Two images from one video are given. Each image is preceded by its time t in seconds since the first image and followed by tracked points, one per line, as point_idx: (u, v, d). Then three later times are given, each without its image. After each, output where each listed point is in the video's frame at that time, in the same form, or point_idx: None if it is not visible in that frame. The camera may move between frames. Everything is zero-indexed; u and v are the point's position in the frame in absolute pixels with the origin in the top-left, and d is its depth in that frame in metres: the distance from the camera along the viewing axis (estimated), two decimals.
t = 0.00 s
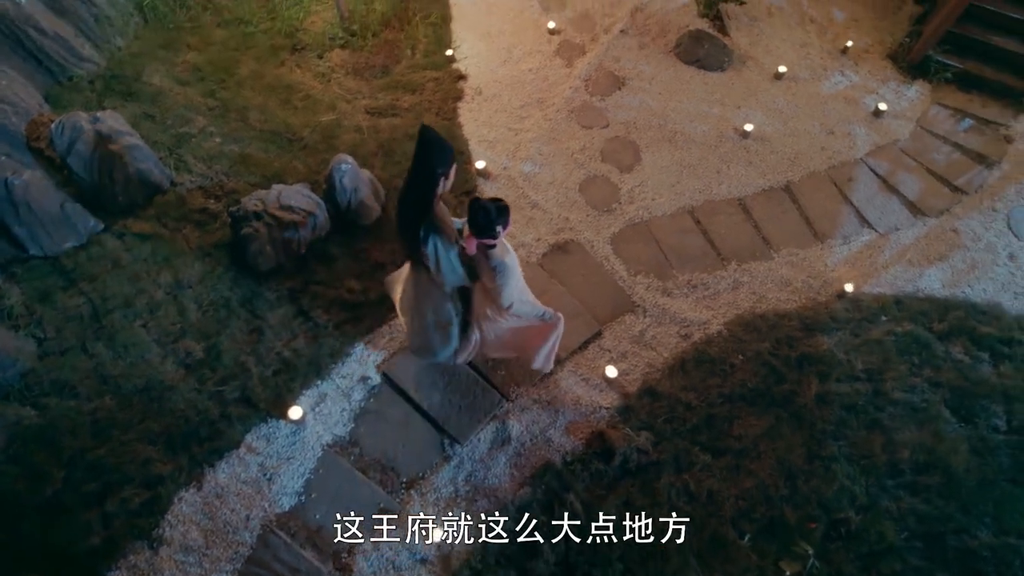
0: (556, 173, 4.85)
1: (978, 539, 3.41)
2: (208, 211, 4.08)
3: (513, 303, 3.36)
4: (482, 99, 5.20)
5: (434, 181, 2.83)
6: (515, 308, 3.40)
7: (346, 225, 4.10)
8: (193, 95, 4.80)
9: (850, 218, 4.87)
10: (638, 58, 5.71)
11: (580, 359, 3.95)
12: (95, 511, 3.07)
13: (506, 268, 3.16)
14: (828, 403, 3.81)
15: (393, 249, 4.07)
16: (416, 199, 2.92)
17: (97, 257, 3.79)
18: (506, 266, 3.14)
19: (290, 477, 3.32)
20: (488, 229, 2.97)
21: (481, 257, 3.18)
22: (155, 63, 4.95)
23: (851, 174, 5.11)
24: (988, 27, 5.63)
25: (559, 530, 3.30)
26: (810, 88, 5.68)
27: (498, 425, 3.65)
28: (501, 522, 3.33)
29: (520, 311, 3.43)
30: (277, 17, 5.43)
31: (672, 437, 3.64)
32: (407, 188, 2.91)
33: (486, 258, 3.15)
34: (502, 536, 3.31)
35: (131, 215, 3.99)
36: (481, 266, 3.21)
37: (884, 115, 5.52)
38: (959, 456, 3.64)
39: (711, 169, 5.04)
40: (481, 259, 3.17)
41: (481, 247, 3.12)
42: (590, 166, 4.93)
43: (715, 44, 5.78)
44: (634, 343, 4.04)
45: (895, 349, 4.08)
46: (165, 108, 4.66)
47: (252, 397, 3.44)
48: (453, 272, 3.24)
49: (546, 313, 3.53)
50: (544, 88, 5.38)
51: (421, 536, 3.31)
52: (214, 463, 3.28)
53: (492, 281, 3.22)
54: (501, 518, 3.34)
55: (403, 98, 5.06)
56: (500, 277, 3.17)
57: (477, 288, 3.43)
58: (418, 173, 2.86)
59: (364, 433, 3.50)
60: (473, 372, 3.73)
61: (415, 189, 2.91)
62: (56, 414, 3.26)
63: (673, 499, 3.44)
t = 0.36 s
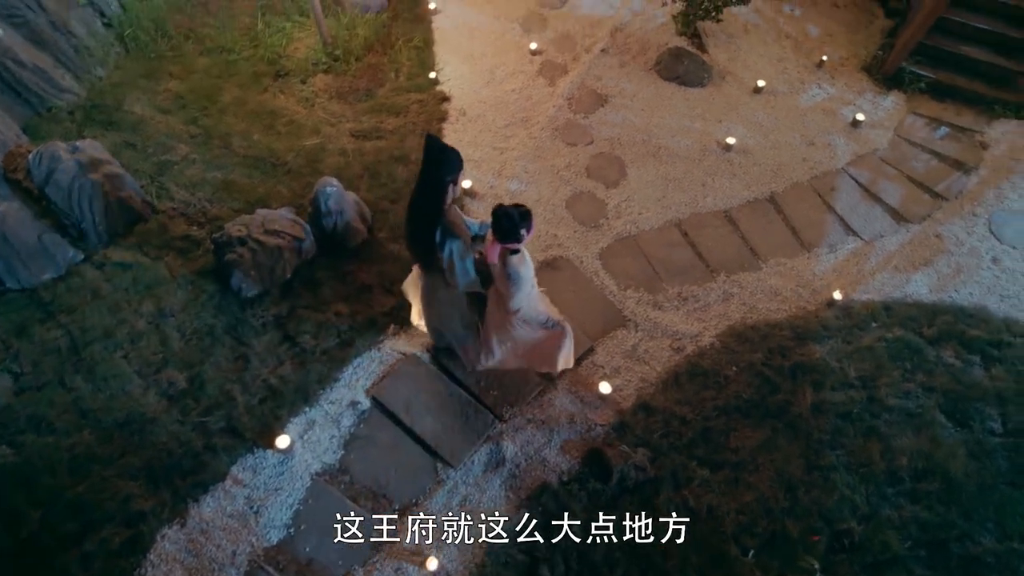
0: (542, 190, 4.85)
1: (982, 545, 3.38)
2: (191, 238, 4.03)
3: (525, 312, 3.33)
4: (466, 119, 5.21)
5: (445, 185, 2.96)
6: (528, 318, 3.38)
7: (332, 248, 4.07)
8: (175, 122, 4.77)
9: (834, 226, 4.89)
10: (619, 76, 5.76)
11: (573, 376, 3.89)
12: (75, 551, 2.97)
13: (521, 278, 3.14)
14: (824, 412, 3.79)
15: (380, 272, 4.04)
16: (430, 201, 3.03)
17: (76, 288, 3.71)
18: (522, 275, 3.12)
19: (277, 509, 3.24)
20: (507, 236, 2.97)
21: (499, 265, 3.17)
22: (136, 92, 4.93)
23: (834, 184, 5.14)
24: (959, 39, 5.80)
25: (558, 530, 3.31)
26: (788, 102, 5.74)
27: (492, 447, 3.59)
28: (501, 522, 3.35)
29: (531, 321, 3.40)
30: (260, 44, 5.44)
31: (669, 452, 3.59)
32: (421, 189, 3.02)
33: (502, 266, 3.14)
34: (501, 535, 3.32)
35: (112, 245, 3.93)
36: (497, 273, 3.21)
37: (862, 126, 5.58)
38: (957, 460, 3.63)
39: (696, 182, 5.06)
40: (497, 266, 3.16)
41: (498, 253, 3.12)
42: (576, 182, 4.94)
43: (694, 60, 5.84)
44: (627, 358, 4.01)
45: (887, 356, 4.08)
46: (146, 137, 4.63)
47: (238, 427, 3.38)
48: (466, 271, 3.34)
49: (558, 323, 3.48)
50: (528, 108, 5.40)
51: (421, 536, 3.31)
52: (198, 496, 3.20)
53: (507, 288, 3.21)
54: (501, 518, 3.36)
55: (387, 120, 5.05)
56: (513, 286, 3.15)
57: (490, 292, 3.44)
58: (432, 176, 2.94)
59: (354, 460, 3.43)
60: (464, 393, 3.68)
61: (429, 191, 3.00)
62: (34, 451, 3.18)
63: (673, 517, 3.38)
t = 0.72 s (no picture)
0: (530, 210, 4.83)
1: (987, 556, 3.34)
2: (175, 267, 3.98)
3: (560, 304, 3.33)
4: (453, 141, 5.20)
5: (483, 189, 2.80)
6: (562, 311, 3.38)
7: (319, 273, 4.02)
8: (158, 151, 4.74)
9: (821, 238, 4.91)
10: (603, 96, 5.80)
11: (568, 396, 3.83)
12: None
13: (558, 272, 3.12)
14: (822, 425, 3.75)
15: (369, 296, 3.99)
16: (467, 207, 2.87)
17: (55, 321, 3.63)
18: (558, 267, 3.09)
19: (264, 544, 3.14)
20: (545, 227, 2.93)
21: (532, 257, 3.13)
22: (119, 122, 4.89)
23: (818, 197, 5.17)
24: (933, 53, 5.88)
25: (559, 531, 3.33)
26: (769, 118, 5.80)
27: (487, 472, 3.52)
28: (528, 519, 3.37)
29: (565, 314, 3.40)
30: (244, 73, 5.44)
31: (667, 470, 3.54)
32: (456, 196, 2.87)
33: (537, 258, 3.10)
34: (537, 535, 3.32)
35: (94, 276, 3.85)
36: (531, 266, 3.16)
37: (842, 139, 5.63)
38: (957, 469, 3.60)
39: (683, 198, 5.07)
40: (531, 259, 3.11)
41: (533, 246, 3.07)
42: (563, 202, 4.93)
43: (676, 80, 5.89)
44: (621, 376, 3.96)
45: (880, 366, 4.06)
46: (129, 166, 4.58)
47: (223, 460, 3.30)
48: (499, 275, 3.17)
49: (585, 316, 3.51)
50: (513, 129, 5.41)
51: (455, 538, 3.32)
52: (181, 534, 3.11)
53: (542, 283, 3.18)
54: (526, 516, 3.39)
55: (373, 144, 5.04)
56: (551, 277, 3.12)
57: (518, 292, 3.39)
58: (469, 182, 2.80)
59: (344, 490, 3.35)
60: (456, 417, 3.62)
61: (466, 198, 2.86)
62: (10, 491, 3.08)
63: (674, 538, 3.32)
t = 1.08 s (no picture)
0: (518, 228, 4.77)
1: (990, 563, 3.30)
2: (156, 294, 3.91)
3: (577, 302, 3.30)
4: (438, 161, 5.19)
5: (498, 180, 2.83)
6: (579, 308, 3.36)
7: (305, 296, 3.96)
8: (139, 177, 4.69)
9: (807, 248, 4.91)
10: (586, 113, 5.83)
11: (561, 414, 3.77)
12: None
13: (572, 269, 3.04)
14: (818, 434, 3.72)
15: (356, 317, 3.94)
16: (486, 196, 2.89)
17: (30, 352, 3.51)
18: (572, 265, 3.02)
19: None
20: (561, 222, 2.84)
21: (544, 255, 3.05)
22: (99, 149, 4.84)
23: (803, 207, 5.18)
24: (904, 65, 6.00)
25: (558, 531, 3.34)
26: (751, 131, 5.84)
27: (480, 494, 3.45)
28: (529, 519, 3.38)
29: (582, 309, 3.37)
30: (227, 98, 5.41)
31: (665, 486, 3.48)
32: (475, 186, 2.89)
33: (552, 256, 3.03)
34: (537, 536, 3.33)
35: (72, 305, 3.75)
36: (546, 265, 3.08)
37: (823, 151, 5.68)
38: (955, 475, 3.57)
39: (669, 211, 5.08)
40: (544, 256, 3.04)
41: (547, 243, 2.99)
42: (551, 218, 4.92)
43: (658, 96, 5.93)
44: (614, 392, 3.90)
45: (873, 373, 4.05)
46: (109, 193, 4.52)
47: (206, 492, 3.22)
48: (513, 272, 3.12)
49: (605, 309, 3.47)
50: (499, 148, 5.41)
51: (455, 536, 3.32)
52: (163, 571, 3.02)
53: (557, 280, 3.11)
54: (527, 516, 3.39)
55: (358, 166, 5.01)
56: (565, 276, 3.06)
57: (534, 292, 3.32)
58: (489, 172, 2.82)
59: (333, 519, 3.26)
60: (447, 439, 3.55)
61: (485, 188, 2.88)
62: None
63: (673, 556, 3.27)
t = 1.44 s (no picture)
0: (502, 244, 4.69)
1: (990, 563, 3.27)
2: (130, 323, 3.82)
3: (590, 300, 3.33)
4: (420, 180, 5.16)
5: (515, 175, 2.83)
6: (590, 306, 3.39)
7: (286, 320, 3.89)
8: (112, 204, 4.60)
9: (789, 254, 4.93)
10: (566, 129, 5.85)
11: (551, 430, 3.72)
12: None
13: (588, 269, 3.06)
14: (811, 440, 3.69)
15: (339, 340, 3.88)
16: (500, 195, 2.89)
17: None
18: (588, 266, 3.05)
19: None
20: (580, 220, 2.86)
21: (562, 255, 3.06)
22: (71, 178, 4.75)
23: (783, 215, 5.21)
24: (873, 75, 6.18)
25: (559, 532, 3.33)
26: (728, 142, 5.89)
27: (472, 517, 3.36)
28: (529, 519, 3.37)
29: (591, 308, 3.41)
30: (204, 123, 5.36)
31: (660, 500, 3.43)
32: (489, 184, 2.90)
33: (569, 255, 3.04)
34: (537, 536, 3.33)
35: (41, 337, 3.64)
36: (562, 264, 3.10)
37: (800, 159, 5.74)
38: (949, 476, 3.56)
39: (651, 222, 5.08)
40: (561, 256, 3.05)
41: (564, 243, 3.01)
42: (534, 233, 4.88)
43: (636, 110, 5.97)
44: (605, 405, 3.85)
45: (861, 376, 4.05)
46: (80, 222, 4.42)
47: (185, 528, 3.11)
48: (528, 273, 3.10)
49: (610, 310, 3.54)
50: (479, 165, 5.39)
51: (455, 536, 3.29)
52: None
53: (572, 279, 3.12)
54: (527, 516, 3.39)
55: (338, 187, 4.96)
56: (581, 275, 3.07)
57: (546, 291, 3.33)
58: (503, 171, 2.83)
59: (319, 549, 3.15)
60: (435, 461, 3.47)
61: (500, 184, 2.87)
62: None
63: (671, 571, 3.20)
